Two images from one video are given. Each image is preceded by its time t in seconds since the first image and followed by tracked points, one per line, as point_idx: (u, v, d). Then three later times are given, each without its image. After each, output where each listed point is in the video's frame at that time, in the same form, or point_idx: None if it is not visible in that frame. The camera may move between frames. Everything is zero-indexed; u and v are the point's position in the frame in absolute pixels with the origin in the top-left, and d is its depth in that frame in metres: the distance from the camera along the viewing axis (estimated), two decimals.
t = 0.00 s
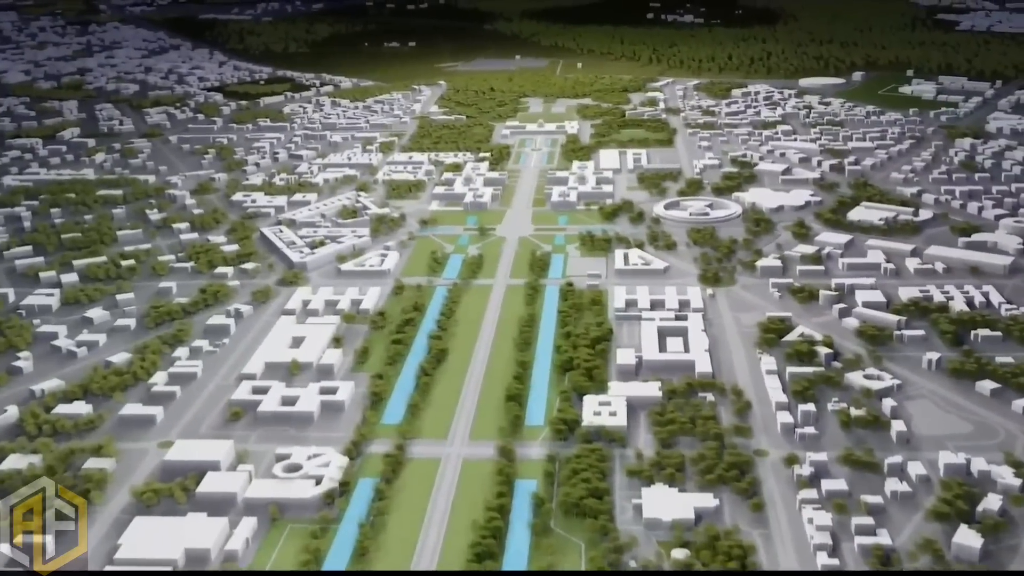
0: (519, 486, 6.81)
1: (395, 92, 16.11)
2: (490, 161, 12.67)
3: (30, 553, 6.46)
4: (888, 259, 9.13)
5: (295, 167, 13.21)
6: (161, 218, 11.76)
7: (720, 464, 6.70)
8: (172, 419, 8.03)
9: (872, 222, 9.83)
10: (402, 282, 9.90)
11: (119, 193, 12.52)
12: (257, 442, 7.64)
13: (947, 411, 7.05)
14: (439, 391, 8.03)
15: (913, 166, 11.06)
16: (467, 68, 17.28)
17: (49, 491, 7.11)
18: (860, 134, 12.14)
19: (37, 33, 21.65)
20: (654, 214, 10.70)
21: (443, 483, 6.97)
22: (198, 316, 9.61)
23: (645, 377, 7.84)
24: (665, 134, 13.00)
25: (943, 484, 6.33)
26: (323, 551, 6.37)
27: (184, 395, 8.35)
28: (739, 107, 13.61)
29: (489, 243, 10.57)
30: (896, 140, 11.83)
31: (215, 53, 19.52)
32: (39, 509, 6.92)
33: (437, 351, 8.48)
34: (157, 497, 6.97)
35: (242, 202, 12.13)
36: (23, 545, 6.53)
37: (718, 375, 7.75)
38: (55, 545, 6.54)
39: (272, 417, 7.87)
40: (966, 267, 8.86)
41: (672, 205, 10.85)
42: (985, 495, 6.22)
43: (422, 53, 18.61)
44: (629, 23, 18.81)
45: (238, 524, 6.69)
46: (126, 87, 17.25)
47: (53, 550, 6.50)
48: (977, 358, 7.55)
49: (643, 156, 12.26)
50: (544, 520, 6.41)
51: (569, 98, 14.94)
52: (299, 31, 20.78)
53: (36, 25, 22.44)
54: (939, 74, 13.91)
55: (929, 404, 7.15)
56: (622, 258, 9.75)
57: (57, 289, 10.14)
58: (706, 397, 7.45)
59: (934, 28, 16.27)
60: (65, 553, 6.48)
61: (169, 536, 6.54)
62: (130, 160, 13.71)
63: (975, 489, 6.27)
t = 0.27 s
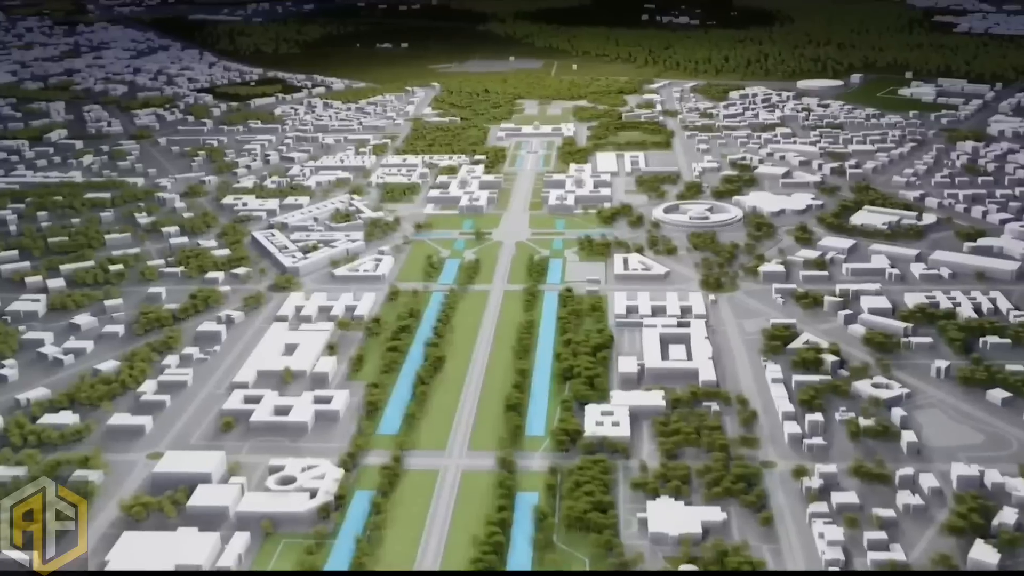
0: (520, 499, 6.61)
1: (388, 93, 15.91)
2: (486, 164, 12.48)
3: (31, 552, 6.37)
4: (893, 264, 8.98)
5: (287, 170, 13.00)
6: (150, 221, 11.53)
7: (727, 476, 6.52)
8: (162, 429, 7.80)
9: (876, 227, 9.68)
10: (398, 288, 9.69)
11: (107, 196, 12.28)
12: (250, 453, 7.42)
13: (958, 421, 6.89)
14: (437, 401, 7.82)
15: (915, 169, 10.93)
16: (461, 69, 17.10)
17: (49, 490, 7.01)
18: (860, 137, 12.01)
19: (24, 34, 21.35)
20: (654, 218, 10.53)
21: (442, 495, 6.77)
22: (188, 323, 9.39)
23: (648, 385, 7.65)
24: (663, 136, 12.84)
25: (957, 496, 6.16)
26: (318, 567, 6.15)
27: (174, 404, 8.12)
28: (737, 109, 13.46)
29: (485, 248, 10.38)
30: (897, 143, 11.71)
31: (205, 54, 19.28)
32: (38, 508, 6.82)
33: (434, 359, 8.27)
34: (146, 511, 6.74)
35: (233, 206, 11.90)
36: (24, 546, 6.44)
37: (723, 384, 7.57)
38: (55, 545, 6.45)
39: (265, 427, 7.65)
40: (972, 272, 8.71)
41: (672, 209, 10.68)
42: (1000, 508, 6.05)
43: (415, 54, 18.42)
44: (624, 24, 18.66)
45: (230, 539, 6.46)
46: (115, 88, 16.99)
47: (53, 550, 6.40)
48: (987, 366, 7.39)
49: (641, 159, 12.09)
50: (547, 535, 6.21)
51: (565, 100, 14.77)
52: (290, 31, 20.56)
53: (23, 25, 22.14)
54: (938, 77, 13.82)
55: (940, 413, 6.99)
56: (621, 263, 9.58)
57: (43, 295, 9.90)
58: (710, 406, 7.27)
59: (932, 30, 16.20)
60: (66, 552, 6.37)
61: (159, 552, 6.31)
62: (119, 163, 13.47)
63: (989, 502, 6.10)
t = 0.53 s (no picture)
0: (522, 510, 6.44)
1: (382, 94, 15.74)
2: (482, 166, 12.32)
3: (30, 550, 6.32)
4: (897, 269, 8.84)
5: (281, 172, 12.81)
6: (141, 224, 11.33)
7: (734, 487, 6.36)
8: (153, 437, 7.60)
9: (879, 231, 9.55)
10: (394, 292, 9.52)
11: (97, 198, 12.07)
12: (243, 463, 7.23)
13: (968, 429, 6.75)
14: (435, 409, 7.65)
15: (918, 172, 10.82)
16: (456, 70, 16.94)
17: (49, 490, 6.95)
18: (861, 139, 11.90)
19: (14, 34, 21.10)
20: (653, 221, 10.38)
21: (441, 506, 6.59)
22: (180, 328, 9.19)
23: (651, 393, 7.49)
24: (661, 138, 12.70)
25: (969, 508, 6.02)
26: None
27: (166, 412, 7.93)
28: (735, 111, 13.33)
29: (482, 252, 10.21)
30: (898, 146, 11.60)
31: (197, 54, 19.07)
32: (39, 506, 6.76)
33: (432, 366, 8.10)
34: (137, 524, 6.54)
35: (225, 208, 11.71)
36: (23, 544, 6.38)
37: (727, 392, 7.42)
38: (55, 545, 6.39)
39: (259, 436, 7.47)
40: (978, 277, 8.59)
41: (672, 212, 10.53)
42: (1014, 520, 5.90)
43: (410, 55, 18.25)
44: (620, 25, 18.53)
45: (223, 553, 6.27)
46: (105, 88, 16.76)
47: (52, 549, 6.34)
48: (996, 373, 7.27)
49: (639, 161, 11.95)
50: (550, 547, 6.03)
51: (561, 101, 14.62)
52: (283, 32, 20.36)
53: (12, 25, 21.88)
54: (938, 79, 13.74)
55: (949, 422, 6.85)
56: (621, 267, 9.42)
57: (31, 300, 9.70)
58: (715, 415, 7.12)
59: (930, 32, 16.13)
60: (65, 552, 6.32)
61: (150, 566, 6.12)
62: (109, 164, 13.26)
63: (1002, 514, 5.96)
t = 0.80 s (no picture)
0: (524, 523, 6.24)
1: (375, 95, 15.54)
2: (479, 169, 12.14)
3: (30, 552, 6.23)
4: (903, 274, 8.69)
5: (273, 174, 12.59)
6: (131, 228, 11.10)
7: (743, 500, 6.17)
8: (143, 448, 7.37)
9: (883, 235, 9.41)
10: (389, 298, 9.32)
11: (85, 201, 11.83)
12: (236, 474, 7.02)
13: (980, 440, 6.59)
14: (433, 419, 7.45)
15: (921, 175, 10.69)
16: (451, 71, 16.76)
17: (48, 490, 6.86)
18: (862, 142, 11.76)
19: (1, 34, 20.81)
20: (654, 225, 10.21)
21: (441, 520, 6.38)
22: (170, 335, 8.97)
23: (655, 402, 7.31)
24: (660, 141, 12.53)
25: (985, 522, 5.85)
26: None
27: (156, 421, 7.70)
28: (734, 113, 13.18)
29: (480, 256, 10.02)
30: (900, 149, 11.47)
31: (187, 55, 18.83)
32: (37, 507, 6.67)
33: (430, 374, 7.90)
34: (126, 538, 6.32)
35: (217, 211, 11.48)
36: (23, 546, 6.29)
37: (733, 401, 7.24)
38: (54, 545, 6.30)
39: (252, 447, 7.25)
40: (985, 283, 8.45)
41: (672, 215, 10.36)
42: None
43: (404, 56, 18.07)
44: (616, 27, 18.38)
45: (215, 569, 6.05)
46: (94, 89, 16.51)
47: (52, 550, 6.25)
48: (1007, 382, 7.12)
49: (638, 164, 11.78)
50: (554, 563, 5.83)
51: (558, 103, 14.45)
52: (275, 32, 20.14)
53: None
54: (938, 82, 13.65)
55: (961, 432, 6.69)
56: (622, 272, 9.25)
57: (18, 305, 9.46)
58: (721, 425, 6.94)
59: (928, 34, 16.06)
60: (65, 553, 6.23)
61: None
62: (98, 166, 13.01)
63: (1019, 528, 5.79)
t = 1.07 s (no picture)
0: (527, 537, 6.04)
1: (370, 97, 15.34)
2: (475, 171, 11.95)
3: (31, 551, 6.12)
4: (909, 280, 8.54)
5: (266, 176, 12.38)
6: (121, 231, 10.87)
7: (753, 514, 5.99)
8: (132, 458, 7.15)
9: (889, 240, 9.26)
10: (386, 303, 9.12)
11: (74, 203, 11.59)
12: (229, 487, 6.80)
13: (994, 451, 6.43)
14: (432, 429, 7.24)
15: (924, 179, 10.55)
16: (445, 72, 16.58)
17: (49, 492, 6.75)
18: (864, 145, 11.63)
19: None
20: (654, 229, 10.04)
21: (441, 533, 6.17)
22: (161, 341, 8.75)
23: (659, 412, 7.13)
24: (659, 143, 12.37)
25: (1002, 536, 5.68)
26: None
27: (146, 431, 7.48)
28: (734, 115, 13.02)
29: (477, 260, 9.83)
30: (902, 152, 11.34)
31: (178, 55, 18.59)
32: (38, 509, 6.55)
33: (428, 382, 7.70)
34: (115, 554, 6.09)
35: (209, 214, 11.27)
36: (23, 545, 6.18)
37: (739, 410, 7.07)
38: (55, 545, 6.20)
39: (246, 458, 7.04)
40: (994, 289, 8.30)
41: (673, 219, 10.19)
42: None
43: (398, 57, 17.87)
44: (612, 28, 18.23)
45: None
46: (83, 90, 16.26)
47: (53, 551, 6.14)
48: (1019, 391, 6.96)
49: (637, 167, 11.61)
50: None
51: (554, 105, 14.28)
52: (267, 33, 19.92)
53: None
54: (938, 84, 13.55)
55: (974, 442, 6.53)
56: (623, 277, 9.07)
57: (4, 311, 9.22)
58: (728, 435, 6.77)
59: (927, 37, 15.97)
60: (65, 553, 6.13)
61: None
62: (87, 168, 12.78)
63: None
